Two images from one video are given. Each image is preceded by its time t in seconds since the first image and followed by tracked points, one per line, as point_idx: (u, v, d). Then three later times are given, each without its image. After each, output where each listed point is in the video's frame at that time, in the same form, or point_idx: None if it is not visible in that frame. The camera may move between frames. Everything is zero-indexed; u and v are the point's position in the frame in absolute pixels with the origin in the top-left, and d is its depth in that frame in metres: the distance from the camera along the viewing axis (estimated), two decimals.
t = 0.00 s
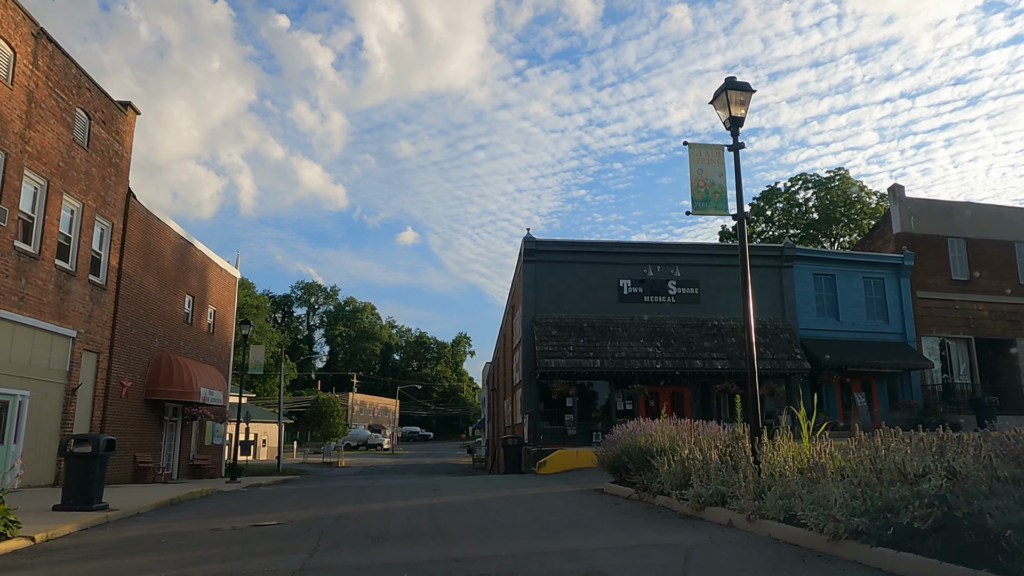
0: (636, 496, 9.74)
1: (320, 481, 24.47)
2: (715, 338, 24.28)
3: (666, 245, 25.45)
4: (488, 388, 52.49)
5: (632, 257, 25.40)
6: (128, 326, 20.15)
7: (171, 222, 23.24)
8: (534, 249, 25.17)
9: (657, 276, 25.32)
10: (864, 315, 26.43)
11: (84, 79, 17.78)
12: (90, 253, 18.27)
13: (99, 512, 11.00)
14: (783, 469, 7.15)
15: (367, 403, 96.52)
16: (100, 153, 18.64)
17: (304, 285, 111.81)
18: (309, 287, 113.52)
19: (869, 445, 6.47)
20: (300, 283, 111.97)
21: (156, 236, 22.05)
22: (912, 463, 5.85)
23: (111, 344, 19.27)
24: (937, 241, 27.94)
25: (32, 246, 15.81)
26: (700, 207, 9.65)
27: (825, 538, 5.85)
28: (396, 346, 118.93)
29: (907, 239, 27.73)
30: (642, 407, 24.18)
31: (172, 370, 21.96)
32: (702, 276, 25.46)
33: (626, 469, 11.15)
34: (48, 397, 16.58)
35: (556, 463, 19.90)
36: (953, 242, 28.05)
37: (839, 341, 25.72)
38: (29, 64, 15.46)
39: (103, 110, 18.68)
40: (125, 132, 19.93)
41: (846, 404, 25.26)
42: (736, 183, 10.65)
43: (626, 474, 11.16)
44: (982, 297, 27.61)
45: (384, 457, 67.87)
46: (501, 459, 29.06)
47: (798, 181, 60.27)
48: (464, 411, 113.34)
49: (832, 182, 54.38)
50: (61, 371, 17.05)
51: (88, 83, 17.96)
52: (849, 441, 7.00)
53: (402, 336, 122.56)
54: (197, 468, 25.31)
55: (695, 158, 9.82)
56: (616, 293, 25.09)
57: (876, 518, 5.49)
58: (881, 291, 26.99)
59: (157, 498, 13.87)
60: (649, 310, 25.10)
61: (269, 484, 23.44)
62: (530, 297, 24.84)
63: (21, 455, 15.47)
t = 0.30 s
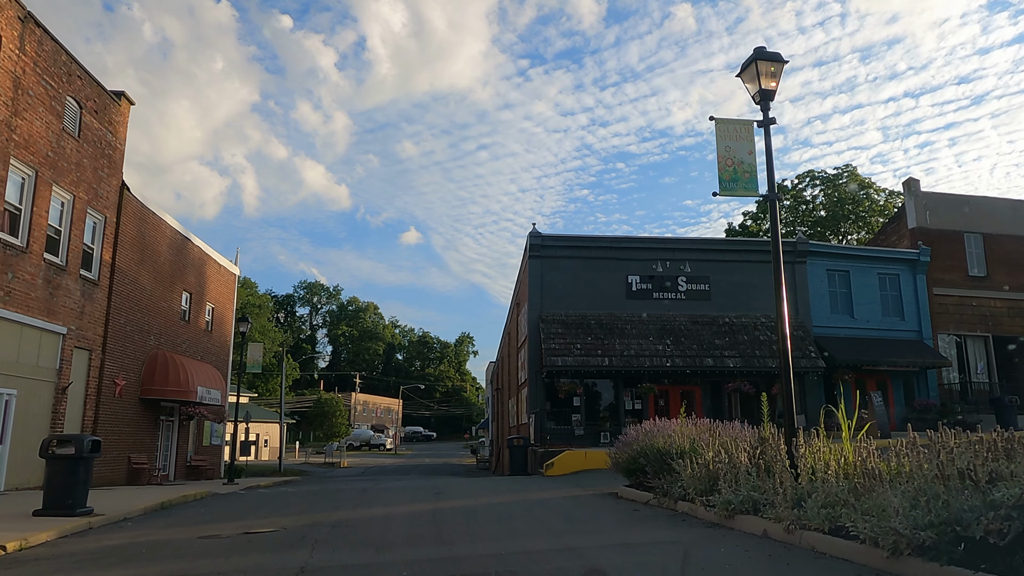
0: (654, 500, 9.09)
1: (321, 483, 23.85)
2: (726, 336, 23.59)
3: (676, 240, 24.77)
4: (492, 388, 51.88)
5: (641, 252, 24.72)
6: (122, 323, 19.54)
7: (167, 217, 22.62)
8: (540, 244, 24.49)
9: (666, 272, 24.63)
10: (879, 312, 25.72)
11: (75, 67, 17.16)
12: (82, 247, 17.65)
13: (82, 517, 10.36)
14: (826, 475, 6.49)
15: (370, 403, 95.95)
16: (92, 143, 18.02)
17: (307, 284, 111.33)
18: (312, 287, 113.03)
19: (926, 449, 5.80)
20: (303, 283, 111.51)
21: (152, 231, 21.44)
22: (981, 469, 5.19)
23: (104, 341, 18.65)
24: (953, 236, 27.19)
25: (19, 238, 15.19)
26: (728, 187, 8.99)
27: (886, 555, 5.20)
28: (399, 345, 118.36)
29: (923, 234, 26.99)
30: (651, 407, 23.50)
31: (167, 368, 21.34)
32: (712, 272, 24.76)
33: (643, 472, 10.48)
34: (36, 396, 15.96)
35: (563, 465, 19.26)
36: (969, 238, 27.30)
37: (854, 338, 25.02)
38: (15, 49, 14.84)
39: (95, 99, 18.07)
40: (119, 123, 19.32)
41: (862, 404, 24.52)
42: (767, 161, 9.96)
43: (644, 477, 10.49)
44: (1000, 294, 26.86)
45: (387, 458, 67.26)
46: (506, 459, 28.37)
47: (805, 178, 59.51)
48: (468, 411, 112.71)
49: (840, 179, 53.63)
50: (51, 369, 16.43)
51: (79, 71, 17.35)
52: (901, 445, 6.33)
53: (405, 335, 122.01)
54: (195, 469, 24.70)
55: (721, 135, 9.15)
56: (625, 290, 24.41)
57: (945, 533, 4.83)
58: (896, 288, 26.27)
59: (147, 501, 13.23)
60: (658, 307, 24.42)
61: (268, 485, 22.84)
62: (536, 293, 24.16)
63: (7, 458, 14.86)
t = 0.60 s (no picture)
0: (675, 505, 8.42)
1: (322, 484, 23.22)
2: (738, 333, 22.90)
3: (687, 234, 24.10)
4: (496, 387, 51.27)
5: (650, 247, 24.05)
6: (115, 319, 18.91)
7: (162, 210, 22.01)
8: (546, 239, 23.82)
9: (676, 267, 23.95)
10: (894, 308, 25.01)
11: (64, 53, 16.54)
12: (72, 240, 17.03)
13: (62, 523, 9.71)
14: (877, 481, 5.82)
15: (373, 403, 95.34)
16: (83, 133, 17.40)
17: (310, 284, 110.85)
18: (315, 286, 112.52)
19: (1000, 456, 5.13)
20: (306, 282, 111.00)
21: (147, 225, 20.84)
22: None
23: (96, 338, 18.03)
24: (970, 230, 26.46)
25: (5, 230, 14.56)
26: (761, 162, 8.41)
27: None
28: (402, 345, 117.78)
29: (939, 229, 26.26)
30: (661, 406, 22.90)
31: (163, 366, 20.72)
32: (723, 267, 24.09)
33: (662, 475, 9.80)
34: (24, 394, 15.34)
35: (571, 466, 18.60)
36: (987, 232, 26.56)
37: (869, 336, 24.33)
38: None
39: (86, 87, 17.45)
40: (111, 113, 18.69)
41: (878, 403, 23.80)
42: (801, 139, 9.38)
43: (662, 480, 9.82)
44: (1018, 289, 26.13)
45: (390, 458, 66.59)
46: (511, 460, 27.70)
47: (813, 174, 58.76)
48: (471, 411, 112.07)
49: (848, 175, 52.84)
50: (39, 366, 15.81)
51: (69, 57, 16.73)
52: (964, 450, 5.64)
53: (408, 335, 121.50)
54: (192, 470, 24.07)
55: (752, 107, 8.60)
56: (633, 286, 23.74)
57: None
58: (912, 283, 25.57)
59: (136, 505, 12.59)
60: (668, 303, 23.75)
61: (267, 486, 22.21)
62: (542, 289, 23.49)
63: None
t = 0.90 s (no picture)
0: (701, 511, 7.75)
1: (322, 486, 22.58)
2: (751, 330, 22.21)
3: (698, 229, 23.39)
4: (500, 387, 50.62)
5: (659, 241, 23.37)
6: (108, 315, 18.29)
7: (158, 204, 21.39)
8: (553, 233, 23.14)
9: (686, 262, 23.26)
10: (911, 305, 24.27)
11: (53, 38, 15.92)
12: (62, 232, 16.41)
13: (39, 531, 9.07)
14: (942, 489, 5.17)
15: (376, 402, 94.71)
16: (74, 122, 16.79)
17: (313, 283, 110.32)
18: (318, 286, 111.98)
19: None
20: (308, 281, 110.49)
21: (142, 219, 20.23)
22: None
23: (88, 335, 17.41)
24: (989, 225, 25.70)
25: None
26: (801, 133, 8.04)
27: None
28: (405, 345, 117.16)
29: (956, 223, 25.50)
30: (671, 405, 22.22)
31: (158, 364, 20.09)
32: (735, 262, 23.38)
33: (685, 478, 9.12)
34: (11, 393, 14.71)
35: (580, 468, 17.96)
36: (1005, 227, 25.79)
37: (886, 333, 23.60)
38: None
39: (76, 75, 16.83)
40: (103, 102, 18.07)
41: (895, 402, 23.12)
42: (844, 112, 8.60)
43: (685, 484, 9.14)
44: None
45: (392, 459, 65.96)
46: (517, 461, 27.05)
47: (820, 170, 57.96)
48: (475, 410, 111.40)
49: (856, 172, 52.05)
50: (27, 363, 15.20)
51: (58, 42, 16.11)
52: None
53: (411, 335, 120.92)
54: (190, 471, 23.44)
55: (792, 72, 8.19)
56: (642, 281, 23.06)
57: None
58: (929, 280, 24.82)
59: (122, 510, 11.94)
60: (678, 299, 23.06)
61: (267, 488, 21.56)
62: (549, 284, 22.82)
63: None
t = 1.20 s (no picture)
0: (732, 520, 7.08)
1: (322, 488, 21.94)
2: (764, 327, 21.52)
3: (709, 222, 22.69)
4: (504, 386, 49.98)
5: (669, 235, 22.68)
6: (99, 312, 17.66)
7: (152, 198, 20.74)
8: (559, 227, 22.46)
9: (697, 257, 22.57)
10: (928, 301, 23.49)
11: (40, 22, 15.30)
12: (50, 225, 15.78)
13: (12, 539, 8.44)
14: None
15: (378, 403, 94.10)
16: (63, 111, 16.17)
17: (316, 283, 109.82)
18: (320, 285, 111.45)
19: None
20: (311, 281, 109.98)
21: (136, 212, 19.59)
22: None
23: (78, 332, 16.78)
24: (1008, 219, 24.96)
25: None
26: (849, 96, 7.68)
27: None
28: (408, 345, 116.53)
29: (974, 217, 24.78)
30: (681, 405, 21.60)
31: (152, 362, 19.45)
32: (748, 257, 22.69)
33: (709, 483, 8.46)
34: None
35: (589, 470, 17.30)
36: None
37: (903, 329, 22.86)
38: None
39: (66, 61, 16.21)
40: (94, 90, 17.44)
41: (912, 401, 22.41)
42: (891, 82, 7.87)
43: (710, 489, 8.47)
44: None
45: (395, 459, 65.24)
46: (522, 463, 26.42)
47: (828, 167, 57.20)
48: (478, 411, 110.77)
49: (864, 168, 51.28)
50: (12, 361, 14.57)
51: (46, 27, 15.49)
52: None
53: (414, 335, 120.36)
54: (187, 473, 22.83)
55: (839, 29, 7.81)
56: (652, 277, 22.38)
57: None
58: (946, 275, 24.05)
59: (106, 516, 11.31)
60: (688, 296, 22.38)
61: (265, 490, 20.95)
62: (555, 280, 22.14)
63: None
